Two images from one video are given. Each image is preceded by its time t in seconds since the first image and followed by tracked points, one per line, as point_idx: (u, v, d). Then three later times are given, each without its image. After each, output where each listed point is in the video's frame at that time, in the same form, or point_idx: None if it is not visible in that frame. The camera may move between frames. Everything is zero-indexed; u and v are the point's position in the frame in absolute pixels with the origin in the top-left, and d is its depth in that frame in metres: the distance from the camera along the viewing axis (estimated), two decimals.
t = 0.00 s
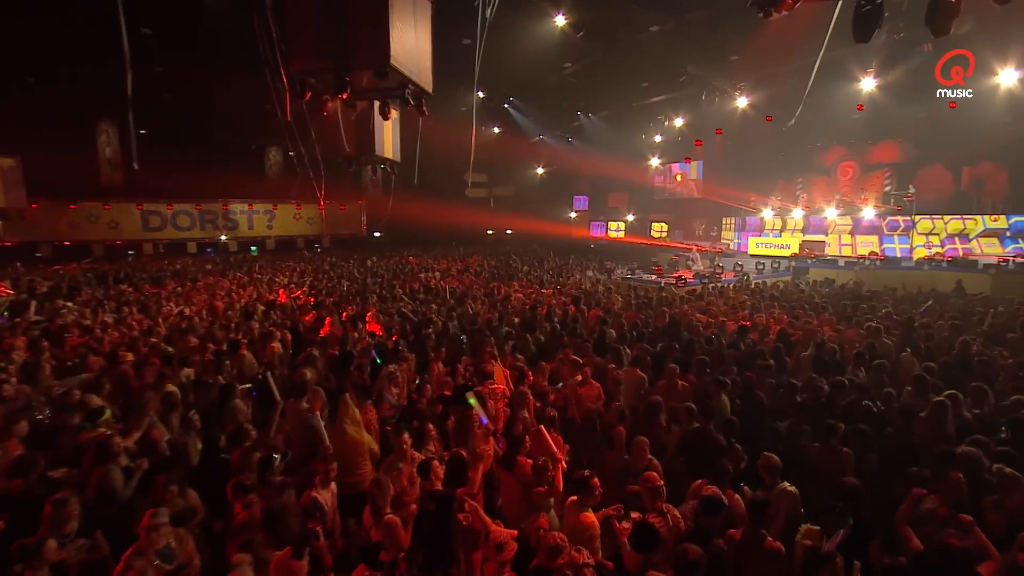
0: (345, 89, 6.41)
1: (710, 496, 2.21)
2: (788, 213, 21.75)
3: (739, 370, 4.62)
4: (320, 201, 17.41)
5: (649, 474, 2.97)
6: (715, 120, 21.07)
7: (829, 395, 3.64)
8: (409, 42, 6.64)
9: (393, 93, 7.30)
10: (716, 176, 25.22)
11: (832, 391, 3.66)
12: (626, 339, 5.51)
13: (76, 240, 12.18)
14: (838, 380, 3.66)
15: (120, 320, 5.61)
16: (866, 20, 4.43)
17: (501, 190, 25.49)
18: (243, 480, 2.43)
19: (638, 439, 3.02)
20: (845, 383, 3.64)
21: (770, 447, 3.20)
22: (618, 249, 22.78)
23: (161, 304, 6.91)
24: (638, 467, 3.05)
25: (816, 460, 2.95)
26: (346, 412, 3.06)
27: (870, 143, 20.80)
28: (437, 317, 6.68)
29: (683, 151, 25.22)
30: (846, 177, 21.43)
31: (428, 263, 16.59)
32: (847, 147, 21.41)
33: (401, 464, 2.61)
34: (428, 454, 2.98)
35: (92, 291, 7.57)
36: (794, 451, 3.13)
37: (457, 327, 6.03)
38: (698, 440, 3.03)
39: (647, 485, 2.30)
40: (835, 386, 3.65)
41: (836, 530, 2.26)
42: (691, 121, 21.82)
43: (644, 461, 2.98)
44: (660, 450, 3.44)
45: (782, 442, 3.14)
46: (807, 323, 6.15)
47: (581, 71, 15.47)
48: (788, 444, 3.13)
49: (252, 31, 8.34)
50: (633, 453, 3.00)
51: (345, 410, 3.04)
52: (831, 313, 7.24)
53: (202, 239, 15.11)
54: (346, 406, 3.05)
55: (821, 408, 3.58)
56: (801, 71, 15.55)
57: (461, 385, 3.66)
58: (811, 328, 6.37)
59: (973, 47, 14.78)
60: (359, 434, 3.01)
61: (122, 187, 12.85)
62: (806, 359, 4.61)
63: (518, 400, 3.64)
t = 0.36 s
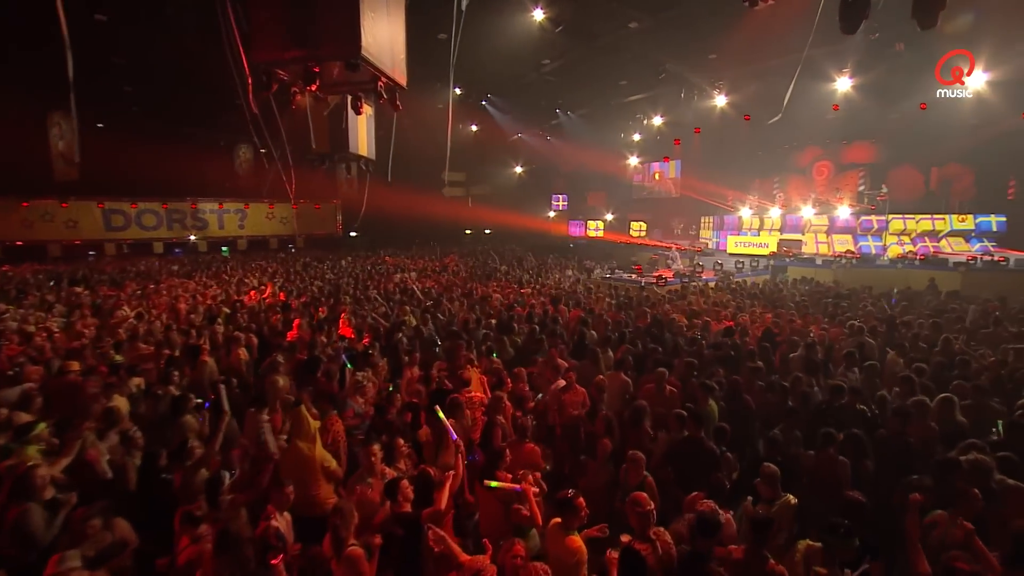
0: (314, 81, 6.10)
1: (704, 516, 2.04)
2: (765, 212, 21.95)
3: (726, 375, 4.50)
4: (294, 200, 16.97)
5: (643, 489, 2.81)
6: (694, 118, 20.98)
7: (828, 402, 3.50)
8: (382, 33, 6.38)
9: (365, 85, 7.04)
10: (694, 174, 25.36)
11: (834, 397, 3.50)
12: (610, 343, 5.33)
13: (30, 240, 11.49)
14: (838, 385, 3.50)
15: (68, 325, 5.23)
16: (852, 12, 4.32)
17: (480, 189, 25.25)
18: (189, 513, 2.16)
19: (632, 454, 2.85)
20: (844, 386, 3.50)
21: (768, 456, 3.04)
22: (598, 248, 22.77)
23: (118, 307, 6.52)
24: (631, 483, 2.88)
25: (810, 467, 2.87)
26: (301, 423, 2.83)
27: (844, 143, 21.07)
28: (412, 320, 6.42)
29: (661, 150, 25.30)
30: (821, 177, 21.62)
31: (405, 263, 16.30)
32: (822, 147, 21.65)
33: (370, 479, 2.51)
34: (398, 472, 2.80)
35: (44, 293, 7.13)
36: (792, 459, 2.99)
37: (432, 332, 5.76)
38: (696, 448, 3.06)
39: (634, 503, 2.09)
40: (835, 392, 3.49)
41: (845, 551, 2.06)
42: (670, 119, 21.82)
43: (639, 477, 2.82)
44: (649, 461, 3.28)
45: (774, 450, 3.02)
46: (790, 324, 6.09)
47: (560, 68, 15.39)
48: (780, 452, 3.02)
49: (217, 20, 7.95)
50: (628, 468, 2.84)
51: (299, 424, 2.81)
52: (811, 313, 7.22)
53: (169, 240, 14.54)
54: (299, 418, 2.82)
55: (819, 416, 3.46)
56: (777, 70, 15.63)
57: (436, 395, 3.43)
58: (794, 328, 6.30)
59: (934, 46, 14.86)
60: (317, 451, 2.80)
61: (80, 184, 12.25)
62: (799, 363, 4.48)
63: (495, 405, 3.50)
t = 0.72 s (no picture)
0: (279, 74, 5.79)
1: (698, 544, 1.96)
2: (742, 213, 22.16)
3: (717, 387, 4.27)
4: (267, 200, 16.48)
5: (628, 507, 2.67)
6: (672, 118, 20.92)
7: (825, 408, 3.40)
8: (352, 23, 6.09)
9: (335, 79, 6.77)
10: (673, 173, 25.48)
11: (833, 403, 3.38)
12: (592, 347, 5.16)
13: None
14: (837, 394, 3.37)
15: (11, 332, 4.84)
16: (840, 4, 4.19)
17: (456, 189, 25.12)
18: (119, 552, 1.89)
19: (616, 467, 2.72)
20: (842, 392, 3.41)
21: (770, 471, 2.94)
22: (575, 249, 22.69)
23: (72, 310, 6.13)
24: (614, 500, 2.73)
25: (807, 480, 2.76)
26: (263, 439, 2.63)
27: (818, 143, 21.33)
28: (384, 328, 6.11)
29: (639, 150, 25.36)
30: (796, 177, 21.95)
31: (380, 263, 15.99)
32: (798, 148, 21.94)
33: (328, 506, 2.29)
34: (364, 495, 2.55)
35: None
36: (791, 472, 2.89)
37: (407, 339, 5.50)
38: (685, 460, 2.88)
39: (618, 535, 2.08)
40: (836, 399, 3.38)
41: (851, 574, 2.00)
42: (648, 118, 21.82)
43: (624, 492, 2.68)
44: (633, 473, 3.11)
45: (771, 462, 2.90)
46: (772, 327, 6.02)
47: (537, 65, 15.26)
48: (773, 465, 2.91)
49: (177, 8, 7.55)
50: (612, 482, 2.70)
51: (264, 440, 2.61)
52: (792, 314, 7.18)
53: (133, 242, 13.97)
54: (264, 433, 2.62)
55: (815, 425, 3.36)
56: (753, 71, 15.73)
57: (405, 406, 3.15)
58: (776, 331, 6.22)
59: (910, 49, 14.82)
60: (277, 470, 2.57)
61: (34, 180, 11.63)
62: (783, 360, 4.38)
63: (468, 414, 3.32)
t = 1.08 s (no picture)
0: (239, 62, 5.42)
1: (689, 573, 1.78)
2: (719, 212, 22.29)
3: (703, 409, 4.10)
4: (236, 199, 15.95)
5: (599, 523, 2.62)
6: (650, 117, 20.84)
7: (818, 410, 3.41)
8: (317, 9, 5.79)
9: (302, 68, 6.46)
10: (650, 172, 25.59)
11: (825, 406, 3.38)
12: (572, 351, 5.00)
13: None
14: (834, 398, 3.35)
15: None
16: None
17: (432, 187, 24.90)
18: None
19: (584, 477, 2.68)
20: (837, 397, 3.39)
21: (773, 488, 2.86)
22: (553, 249, 22.56)
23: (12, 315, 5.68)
24: (584, 517, 2.68)
25: (804, 490, 2.70)
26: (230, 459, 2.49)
27: (793, 143, 21.51)
28: (355, 334, 5.83)
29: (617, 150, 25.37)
30: (772, 176, 21.98)
31: (354, 264, 15.64)
32: (773, 148, 21.95)
33: (267, 548, 1.96)
34: (319, 521, 2.29)
35: None
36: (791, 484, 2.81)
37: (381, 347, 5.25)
38: (673, 474, 2.73)
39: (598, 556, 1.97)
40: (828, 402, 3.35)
41: None
42: (626, 117, 21.79)
43: (592, 506, 2.65)
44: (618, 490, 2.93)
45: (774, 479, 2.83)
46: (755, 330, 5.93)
47: (514, 60, 15.19)
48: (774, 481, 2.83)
49: None
50: (580, 494, 2.66)
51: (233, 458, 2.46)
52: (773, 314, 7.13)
53: (92, 242, 13.21)
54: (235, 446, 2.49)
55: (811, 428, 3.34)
56: (729, 71, 15.81)
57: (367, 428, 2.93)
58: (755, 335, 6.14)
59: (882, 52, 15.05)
60: (245, 493, 2.41)
61: None
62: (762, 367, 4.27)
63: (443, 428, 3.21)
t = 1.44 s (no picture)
0: (195, 50, 5.07)
1: None
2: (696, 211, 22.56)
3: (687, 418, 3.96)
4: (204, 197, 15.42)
5: (574, 543, 2.46)
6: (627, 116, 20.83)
7: (807, 416, 3.36)
8: None
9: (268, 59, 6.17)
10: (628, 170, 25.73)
11: (814, 413, 3.33)
12: (551, 356, 4.84)
13: None
14: (823, 405, 3.33)
15: None
16: None
17: (409, 186, 24.63)
18: None
19: (558, 496, 2.50)
20: (825, 402, 3.36)
21: (773, 505, 2.73)
22: (531, 249, 22.44)
23: None
24: (560, 537, 2.53)
25: (804, 505, 2.59)
26: (183, 482, 2.32)
27: (768, 143, 21.82)
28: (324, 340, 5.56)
29: (594, 148, 25.39)
30: (748, 176, 22.43)
31: (328, 266, 15.31)
32: (749, 147, 22.33)
33: None
34: (268, 560, 2.11)
35: None
36: (790, 502, 2.70)
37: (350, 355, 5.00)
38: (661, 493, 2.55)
39: None
40: (819, 409, 3.32)
41: None
42: (604, 116, 21.76)
43: (568, 527, 2.48)
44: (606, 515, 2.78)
45: (778, 495, 2.71)
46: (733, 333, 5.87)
47: (490, 58, 15.25)
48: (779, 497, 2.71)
49: None
50: (555, 518, 2.48)
51: (187, 482, 2.29)
52: (753, 314, 7.11)
53: (45, 242, 12.47)
54: (191, 469, 2.33)
55: (803, 438, 3.26)
56: (705, 70, 15.86)
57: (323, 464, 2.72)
58: (737, 337, 6.07)
59: (853, 56, 15.12)
60: (202, 517, 2.24)
61: None
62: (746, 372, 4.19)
63: (416, 447, 3.02)
